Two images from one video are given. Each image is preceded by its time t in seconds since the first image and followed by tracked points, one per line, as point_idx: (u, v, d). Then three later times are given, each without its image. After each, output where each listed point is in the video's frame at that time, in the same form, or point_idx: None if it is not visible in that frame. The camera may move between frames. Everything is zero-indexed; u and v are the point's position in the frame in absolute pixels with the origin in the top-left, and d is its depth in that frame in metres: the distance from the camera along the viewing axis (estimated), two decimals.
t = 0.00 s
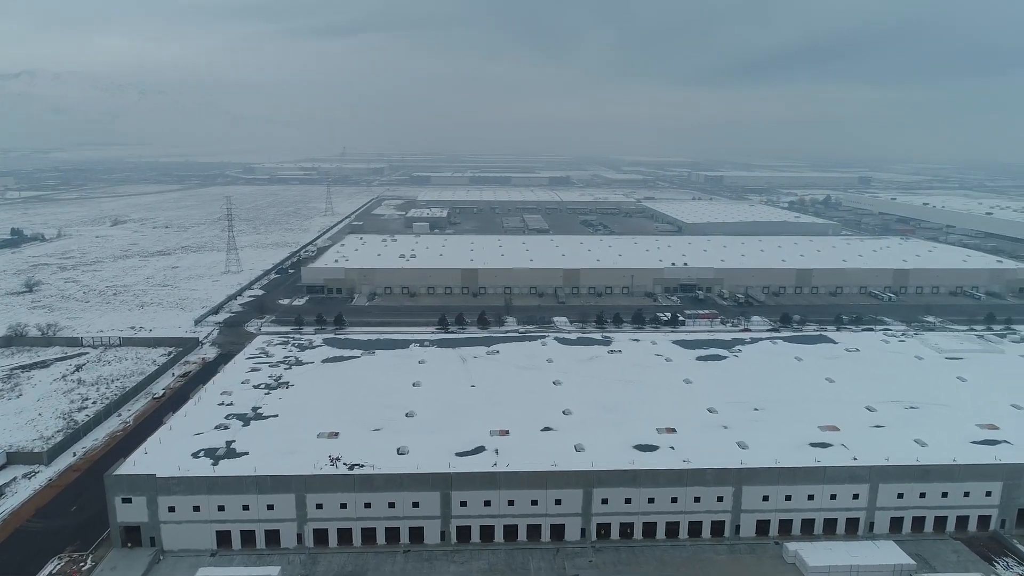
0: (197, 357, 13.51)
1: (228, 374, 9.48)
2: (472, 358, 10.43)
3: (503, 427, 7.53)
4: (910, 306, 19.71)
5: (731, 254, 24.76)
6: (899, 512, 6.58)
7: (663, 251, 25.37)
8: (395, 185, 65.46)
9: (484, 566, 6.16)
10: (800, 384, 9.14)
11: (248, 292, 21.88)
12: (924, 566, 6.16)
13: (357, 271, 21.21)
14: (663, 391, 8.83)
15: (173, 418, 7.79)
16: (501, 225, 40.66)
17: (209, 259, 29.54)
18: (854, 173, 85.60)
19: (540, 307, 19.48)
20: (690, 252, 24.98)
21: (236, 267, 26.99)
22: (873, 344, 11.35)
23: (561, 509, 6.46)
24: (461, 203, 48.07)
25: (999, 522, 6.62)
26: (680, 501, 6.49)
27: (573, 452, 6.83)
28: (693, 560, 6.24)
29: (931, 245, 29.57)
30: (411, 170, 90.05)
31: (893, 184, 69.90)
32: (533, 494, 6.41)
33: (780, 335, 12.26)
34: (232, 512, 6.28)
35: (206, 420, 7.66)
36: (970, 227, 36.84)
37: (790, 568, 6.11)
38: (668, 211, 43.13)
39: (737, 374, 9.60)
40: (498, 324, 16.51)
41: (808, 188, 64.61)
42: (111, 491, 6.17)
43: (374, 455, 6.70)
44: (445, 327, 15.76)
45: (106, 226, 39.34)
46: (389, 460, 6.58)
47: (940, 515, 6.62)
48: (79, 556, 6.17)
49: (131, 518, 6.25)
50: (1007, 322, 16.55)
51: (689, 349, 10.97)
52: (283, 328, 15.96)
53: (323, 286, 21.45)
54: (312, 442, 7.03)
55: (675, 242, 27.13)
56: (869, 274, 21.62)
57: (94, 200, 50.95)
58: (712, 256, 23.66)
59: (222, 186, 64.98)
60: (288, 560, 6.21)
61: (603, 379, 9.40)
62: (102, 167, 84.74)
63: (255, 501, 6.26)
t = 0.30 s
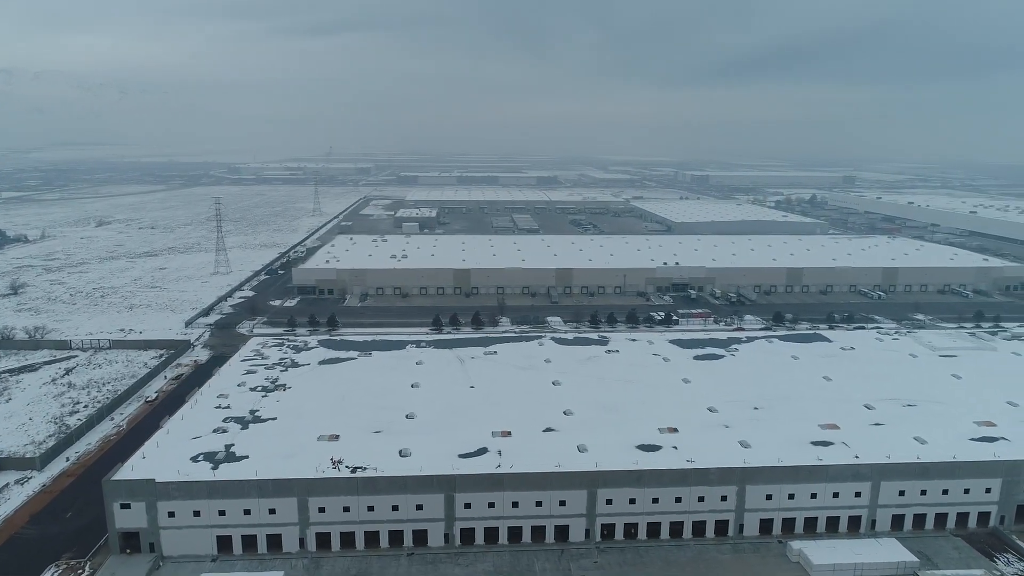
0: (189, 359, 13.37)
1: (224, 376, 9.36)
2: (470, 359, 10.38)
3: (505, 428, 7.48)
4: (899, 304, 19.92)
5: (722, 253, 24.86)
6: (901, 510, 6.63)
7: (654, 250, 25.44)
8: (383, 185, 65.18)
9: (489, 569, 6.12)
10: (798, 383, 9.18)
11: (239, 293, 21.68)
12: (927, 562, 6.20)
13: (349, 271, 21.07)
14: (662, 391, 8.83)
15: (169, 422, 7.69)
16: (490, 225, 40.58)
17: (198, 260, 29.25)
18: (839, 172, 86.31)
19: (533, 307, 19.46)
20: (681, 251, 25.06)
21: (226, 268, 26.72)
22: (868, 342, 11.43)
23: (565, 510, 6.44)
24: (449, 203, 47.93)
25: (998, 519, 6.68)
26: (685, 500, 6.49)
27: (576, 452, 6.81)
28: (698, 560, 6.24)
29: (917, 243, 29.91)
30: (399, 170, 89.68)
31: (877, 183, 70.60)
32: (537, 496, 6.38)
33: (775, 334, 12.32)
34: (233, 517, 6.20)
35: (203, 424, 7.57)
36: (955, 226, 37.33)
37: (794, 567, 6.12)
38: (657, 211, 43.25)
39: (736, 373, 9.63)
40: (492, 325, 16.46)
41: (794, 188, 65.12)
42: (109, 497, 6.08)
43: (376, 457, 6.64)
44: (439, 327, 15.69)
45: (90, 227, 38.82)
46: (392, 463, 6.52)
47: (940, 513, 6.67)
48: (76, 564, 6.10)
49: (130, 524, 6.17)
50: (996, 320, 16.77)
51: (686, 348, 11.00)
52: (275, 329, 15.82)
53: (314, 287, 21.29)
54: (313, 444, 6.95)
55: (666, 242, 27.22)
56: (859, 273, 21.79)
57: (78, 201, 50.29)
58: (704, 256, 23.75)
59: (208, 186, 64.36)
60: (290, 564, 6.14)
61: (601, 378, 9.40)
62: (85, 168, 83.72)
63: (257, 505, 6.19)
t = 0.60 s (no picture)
0: (183, 361, 13.24)
1: (221, 379, 9.26)
2: (468, 359, 10.34)
3: (508, 429, 7.46)
4: (890, 303, 20.10)
5: (715, 252, 24.96)
6: (903, 507, 6.67)
7: (647, 249, 25.50)
8: (372, 185, 64.89)
9: (495, 571, 6.09)
10: (797, 382, 9.22)
11: (230, 294, 21.50)
12: (930, 560, 6.24)
13: (342, 272, 20.95)
14: (663, 390, 8.84)
15: (167, 425, 7.61)
16: (481, 225, 40.51)
17: (187, 261, 28.98)
18: (825, 171, 87.05)
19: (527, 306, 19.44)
20: (673, 251, 25.14)
21: (216, 270, 26.48)
22: (863, 340, 11.53)
23: (571, 511, 6.42)
24: (439, 203, 47.80)
25: (999, 515, 6.74)
26: (690, 500, 6.49)
27: (581, 453, 6.79)
28: (704, 559, 6.24)
29: (905, 242, 30.19)
30: (388, 170, 89.35)
31: (862, 183, 71.30)
32: (543, 496, 6.35)
33: (771, 332, 12.38)
34: (236, 521, 6.13)
35: (202, 427, 7.48)
36: (941, 225, 37.74)
37: (800, 565, 6.13)
38: (648, 211, 43.38)
39: (735, 372, 9.66)
40: (487, 325, 16.43)
41: (781, 187, 65.59)
42: (109, 502, 6.00)
43: (380, 460, 6.58)
44: (435, 328, 15.64)
45: (76, 228, 38.32)
46: (396, 465, 6.47)
47: (942, 510, 6.72)
48: (76, 571, 6.04)
49: (131, 530, 6.09)
50: (986, 317, 16.96)
51: (684, 347, 11.03)
52: (269, 331, 15.69)
53: (307, 287, 21.14)
54: (315, 447, 6.89)
55: (658, 241, 27.29)
56: (850, 271, 21.97)
57: (62, 201, 49.62)
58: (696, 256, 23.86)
59: (194, 186, 63.75)
60: (294, 569, 6.08)
61: (601, 378, 9.39)
62: (69, 168, 82.69)
63: (260, 509, 6.12)
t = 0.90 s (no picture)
0: (178, 364, 13.10)
1: (219, 381, 9.17)
2: (468, 360, 10.30)
3: (512, 430, 7.43)
4: (882, 301, 20.28)
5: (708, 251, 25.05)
6: (906, 505, 6.71)
7: (640, 249, 25.56)
8: (362, 185, 64.63)
9: (502, 572, 6.07)
10: (798, 380, 9.26)
11: (223, 295, 21.32)
12: (935, 557, 6.28)
13: (336, 273, 20.83)
14: (665, 390, 8.85)
15: (167, 428, 7.52)
16: (472, 225, 40.44)
17: (177, 262, 28.71)
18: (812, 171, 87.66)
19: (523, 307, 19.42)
20: (666, 250, 25.19)
21: (207, 270, 26.24)
22: (860, 338, 11.60)
23: (578, 512, 6.40)
24: (430, 203, 47.67)
25: (1001, 512, 6.80)
26: (696, 500, 6.49)
27: (587, 453, 6.77)
28: (711, 559, 6.25)
29: (895, 241, 30.46)
30: (378, 169, 89.01)
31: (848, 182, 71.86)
32: (550, 497, 6.33)
33: (768, 331, 12.43)
34: (240, 526, 6.06)
35: (203, 430, 7.40)
36: (929, 224, 38.15)
37: (806, 564, 6.15)
38: (639, 210, 43.48)
39: (736, 371, 9.69)
40: (483, 325, 16.40)
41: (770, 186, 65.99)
42: (111, 507, 5.92)
43: (385, 462, 6.54)
44: (431, 329, 15.59)
45: (63, 229, 37.87)
46: (401, 467, 6.43)
47: (945, 507, 6.77)
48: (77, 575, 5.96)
49: (133, 535, 6.01)
50: (977, 315, 17.15)
51: (683, 347, 11.05)
52: (264, 332, 15.57)
53: (300, 288, 20.99)
54: (318, 450, 6.83)
55: (651, 241, 27.34)
56: (842, 270, 22.13)
57: (48, 202, 49.04)
58: (690, 255, 23.93)
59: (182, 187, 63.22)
60: (300, 572, 6.03)
61: (603, 378, 9.38)
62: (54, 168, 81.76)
63: (265, 513, 6.06)
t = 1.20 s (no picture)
0: (174, 366, 12.99)
1: (220, 383, 9.08)
2: (469, 360, 10.27)
3: (518, 430, 7.42)
4: (876, 300, 20.41)
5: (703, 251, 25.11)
6: (912, 503, 6.75)
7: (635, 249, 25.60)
8: (353, 185, 64.39)
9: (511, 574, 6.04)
10: (800, 379, 9.30)
11: (217, 296, 21.16)
12: (942, 555, 6.30)
13: (331, 274, 20.72)
14: (668, 390, 8.86)
15: (170, 430, 7.45)
16: (465, 225, 40.37)
17: (169, 263, 28.49)
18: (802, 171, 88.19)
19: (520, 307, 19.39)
20: (661, 250, 25.23)
21: (200, 271, 26.04)
22: (859, 337, 11.68)
23: (586, 512, 6.38)
24: (422, 204, 47.55)
25: (1004, 509, 6.86)
26: (704, 499, 6.49)
27: (594, 453, 6.76)
28: (719, 558, 6.25)
29: (886, 239, 30.68)
30: (369, 169, 88.69)
31: (837, 181, 72.36)
32: (558, 498, 6.31)
33: (767, 331, 12.46)
34: (246, 529, 6.01)
35: (206, 432, 7.33)
36: (919, 223, 38.45)
37: (815, 563, 6.16)
38: (632, 210, 43.54)
39: (738, 370, 9.72)
40: (480, 325, 16.36)
41: (760, 186, 66.34)
42: (115, 512, 5.85)
43: (392, 464, 6.49)
44: (429, 329, 15.53)
45: (52, 230, 37.48)
46: (408, 468, 6.39)
47: (950, 505, 6.80)
48: None
49: (138, 539, 5.95)
50: (971, 314, 17.29)
51: (684, 346, 11.07)
52: (261, 333, 15.46)
53: (295, 289, 20.84)
54: (324, 452, 6.78)
55: (645, 240, 27.38)
56: (836, 269, 22.27)
57: (35, 203, 48.51)
58: (685, 254, 23.98)
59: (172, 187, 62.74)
60: (308, 575, 5.98)
61: (605, 378, 9.37)
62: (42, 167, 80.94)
63: (271, 516, 6.01)
